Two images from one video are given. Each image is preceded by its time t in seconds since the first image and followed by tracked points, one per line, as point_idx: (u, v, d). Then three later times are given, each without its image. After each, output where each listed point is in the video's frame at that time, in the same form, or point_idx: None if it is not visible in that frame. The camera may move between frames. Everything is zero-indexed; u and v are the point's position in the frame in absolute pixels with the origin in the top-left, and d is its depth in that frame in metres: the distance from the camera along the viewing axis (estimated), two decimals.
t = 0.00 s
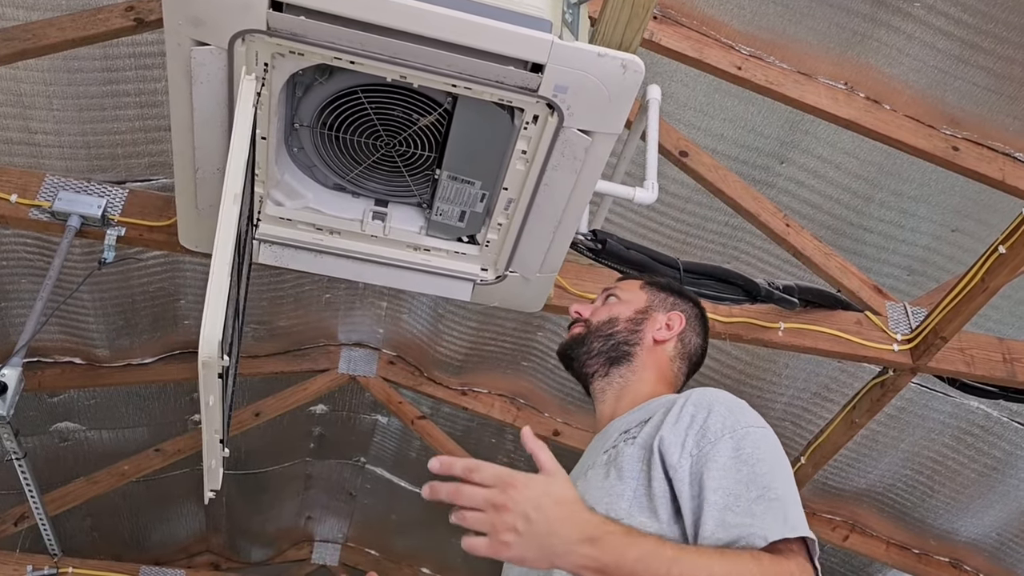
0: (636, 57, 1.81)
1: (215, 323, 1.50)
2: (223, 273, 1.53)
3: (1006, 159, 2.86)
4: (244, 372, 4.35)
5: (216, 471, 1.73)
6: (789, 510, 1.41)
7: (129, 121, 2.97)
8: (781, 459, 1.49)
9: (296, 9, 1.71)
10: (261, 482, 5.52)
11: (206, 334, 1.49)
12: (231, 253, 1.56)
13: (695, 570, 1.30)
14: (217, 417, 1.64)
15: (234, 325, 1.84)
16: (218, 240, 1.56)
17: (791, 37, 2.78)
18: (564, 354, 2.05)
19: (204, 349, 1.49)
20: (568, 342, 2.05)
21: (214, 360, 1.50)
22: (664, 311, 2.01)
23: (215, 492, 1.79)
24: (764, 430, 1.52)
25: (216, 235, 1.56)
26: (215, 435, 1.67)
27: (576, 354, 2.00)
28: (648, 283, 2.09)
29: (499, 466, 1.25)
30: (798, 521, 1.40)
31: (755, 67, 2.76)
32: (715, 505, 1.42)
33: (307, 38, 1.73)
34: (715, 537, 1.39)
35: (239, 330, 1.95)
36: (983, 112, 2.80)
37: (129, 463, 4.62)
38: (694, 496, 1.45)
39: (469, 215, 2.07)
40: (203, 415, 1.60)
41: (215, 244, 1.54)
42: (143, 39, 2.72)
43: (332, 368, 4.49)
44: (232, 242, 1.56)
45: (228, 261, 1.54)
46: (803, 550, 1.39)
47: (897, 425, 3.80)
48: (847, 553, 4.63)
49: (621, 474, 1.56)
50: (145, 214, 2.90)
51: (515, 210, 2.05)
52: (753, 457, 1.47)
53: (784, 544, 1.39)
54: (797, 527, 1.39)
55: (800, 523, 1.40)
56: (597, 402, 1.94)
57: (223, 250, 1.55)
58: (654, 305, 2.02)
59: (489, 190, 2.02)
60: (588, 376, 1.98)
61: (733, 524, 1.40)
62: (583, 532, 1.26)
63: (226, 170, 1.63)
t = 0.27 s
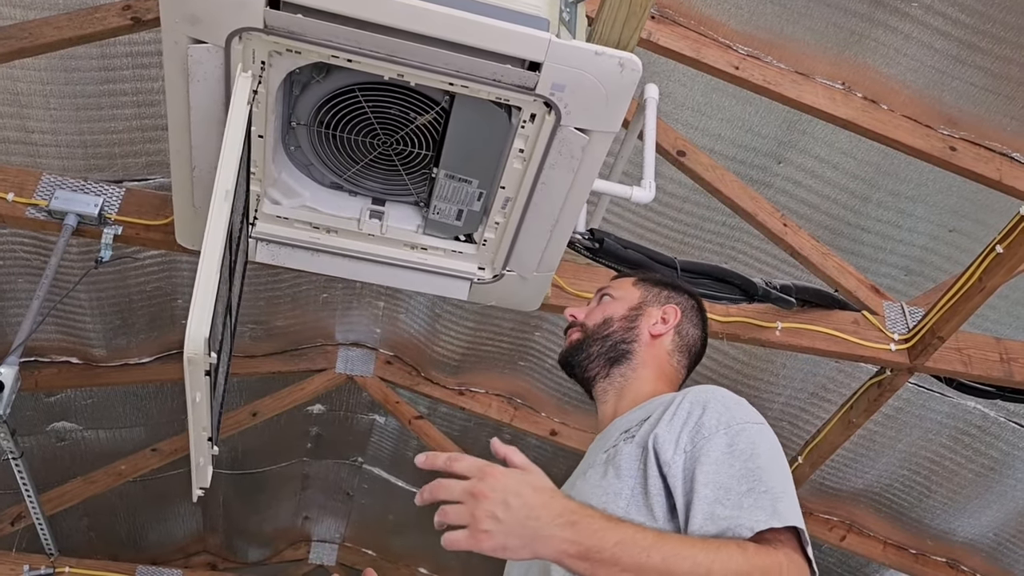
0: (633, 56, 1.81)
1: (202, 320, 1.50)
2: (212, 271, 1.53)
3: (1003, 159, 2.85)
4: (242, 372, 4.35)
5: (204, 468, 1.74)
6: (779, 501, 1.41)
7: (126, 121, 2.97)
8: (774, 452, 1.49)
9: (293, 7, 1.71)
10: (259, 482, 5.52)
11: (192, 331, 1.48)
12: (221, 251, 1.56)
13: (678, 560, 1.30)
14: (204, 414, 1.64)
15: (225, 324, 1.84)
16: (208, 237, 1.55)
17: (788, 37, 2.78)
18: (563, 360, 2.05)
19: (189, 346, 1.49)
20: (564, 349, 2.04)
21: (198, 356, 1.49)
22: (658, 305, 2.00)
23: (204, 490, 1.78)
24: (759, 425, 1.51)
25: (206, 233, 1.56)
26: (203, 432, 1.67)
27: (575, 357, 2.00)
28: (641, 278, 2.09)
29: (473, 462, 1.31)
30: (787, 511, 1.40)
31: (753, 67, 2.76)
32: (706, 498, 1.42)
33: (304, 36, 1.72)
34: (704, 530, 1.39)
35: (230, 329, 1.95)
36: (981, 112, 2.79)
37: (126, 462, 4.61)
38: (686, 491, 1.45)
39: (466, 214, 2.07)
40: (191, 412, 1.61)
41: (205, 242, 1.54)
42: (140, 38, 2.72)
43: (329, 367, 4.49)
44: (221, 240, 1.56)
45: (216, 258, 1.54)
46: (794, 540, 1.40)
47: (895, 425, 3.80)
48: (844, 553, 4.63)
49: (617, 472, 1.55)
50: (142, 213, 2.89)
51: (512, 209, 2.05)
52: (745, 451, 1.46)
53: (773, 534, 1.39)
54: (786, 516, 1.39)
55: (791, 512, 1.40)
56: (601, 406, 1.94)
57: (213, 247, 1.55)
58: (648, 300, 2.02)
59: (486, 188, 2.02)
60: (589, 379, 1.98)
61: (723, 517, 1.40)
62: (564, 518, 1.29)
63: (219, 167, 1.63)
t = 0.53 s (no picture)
0: (628, 59, 1.81)
1: (187, 322, 1.50)
2: (199, 272, 1.53)
3: (999, 161, 2.85)
4: (239, 372, 4.35)
5: (190, 469, 1.73)
6: (770, 507, 1.41)
7: (122, 121, 2.97)
8: (767, 456, 1.49)
9: (288, 10, 1.71)
10: (256, 482, 5.52)
11: (177, 332, 1.48)
12: (209, 253, 1.56)
13: (666, 568, 1.32)
14: (189, 415, 1.64)
15: (215, 325, 1.84)
16: (196, 239, 1.55)
17: (785, 39, 2.78)
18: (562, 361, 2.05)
19: (174, 347, 1.48)
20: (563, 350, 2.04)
21: (183, 357, 1.49)
22: (657, 307, 2.01)
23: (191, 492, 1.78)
24: (753, 428, 1.51)
25: (194, 235, 1.56)
26: (189, 433, 1.67)
27: (575, 360, 2.00)
28: (638, 278, 2.09)
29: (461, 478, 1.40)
30: (779, 516, 1.40)
31: (749, 69, 2.77)
32: (697, 503, 1.42)
33: (300, 38, 1.73)
34: (695, 535, 1.40)
35: (220, 329, 1.95)
36: (977, 114, 2.80)
37: (122, 463, 4.61)
38: (679, 495, 1.46)
39: (461, 216, 2.08)
40: (176, 413, 1.61)
41: (193, 243, 1.55)
42: (137, 39, 2.72)
43: (326, 368, 4.49)
44: (210, 241, 1.56)
45: (203, 260, 1.54)
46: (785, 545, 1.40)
47: (891, 426, 3.81)
48: (841, 553, 4.64)
49: (611, 474, 1.56)
50: (138, 214, 2.90)
51: (507, 211, 2.05)
52: (738, 455, 1.47)
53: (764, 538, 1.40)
54: (778, 522, 1.40)
55: (782, 518, 1.40)
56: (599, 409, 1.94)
57: (201, 248, 1.55)
58: (648, 302, 2.02)
59: (481, 190, 2.02)
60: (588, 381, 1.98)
61: (714, 522, 1.40)
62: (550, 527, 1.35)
63: (209, 168, 1.63)
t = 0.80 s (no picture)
0: (625, 59, 1.81)
1: (188, 321, 1.50)
2: (199, 273, 1.53)
3: (997, 162, 2.86)
4: (236, 372, 4.35)
5: (191, 470, 1.73)
6: (785, 499, 1.38)
7: (120, 121, 2.96)
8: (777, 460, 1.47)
9: (285, 10, 1.71)
10: (253, 481, 5.52)
11: (178, 332, 1.48)
12: (208, 252, 1.56)
13: (689, 538, 1.27)
14: (190, 415, 1.64)
15: (214, 324, 1.84)
16: (195, 239, 1.55)
17: (782, 39, 2.78)
18: (581, 363, 1.90)
19: (175, 347, 1.48)
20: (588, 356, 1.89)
21: (184, 358, 1.49)
22: (673, 318, 1.98)
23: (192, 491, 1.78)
24: (760, 437, 1.50)
25: (194, 235, 1.56)
26: (190, 433, 1.67)
27: (601, 370, 1.88)
28: (655, 284, 2.04)
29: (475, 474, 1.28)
30: (792, 507, 1.37)
31: (747, 69, 2.77)
32: (708, 499, 1.39)
33: (297, 39, 1.73)
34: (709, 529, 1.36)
35: (219, 329, 1.95)
36: (974, 114, 2.80)
37: (120, 462, 4.61)
38: (687, 495, 1.44)
39: (459, 216, 2.07)
40: (177, 413, 1.61)
41: (192, 243, 1.54)
42: (135, 39, 2.72)
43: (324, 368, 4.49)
44: (209, 241, 1.56)
45: (203, 259, 1.54)
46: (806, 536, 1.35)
47: (888, 427, 3.81)
48: (839, 553, 4.64)
49: (619, 479, 1.56)
50: (136, 214, 2.89)
51: (504, 211, 2.05)
52: (748, 456, 1.44)
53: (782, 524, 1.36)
54: (792, 512, 1.36)
55: (796, 511, 1.37)
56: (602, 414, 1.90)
57: (200, 248, 1.55)
58: (665, 313, 1.99)
59: (478, 191, 2.02)
60: (603, 389, 1.89)
61: (727, 516, 1.37)
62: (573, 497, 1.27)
63: (208, 169, 1.63)
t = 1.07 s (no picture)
0: (619, 60, 1.81)
1: (192, 323, 1.49)
2: (202, 274, 1.53)
3: (993, 163, 2.86)
4: (232, 372, 4.34)
5: (194, 471, 1.72)
6: (783, 522, 1.37)
7: (116, 120, 2.96)
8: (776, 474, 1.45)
9: (279, 10, 1.70)
10: (250, 482, 5.51)
11: (183, 335, 1.48)
12: (210, 253, 1.56)
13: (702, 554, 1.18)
14: (194, 417, 1.64)
15: (214, 326, 1.83)
16: (197, 240, 1.55)
17: (779, 40, 2.78)
18: (582, 371, 1.84)
19: (180, 349, 1.48)
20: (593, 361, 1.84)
21: (188, 359, 1.49)
22: (664, 317, 2.01)
23: (194, 493, 1.77)
24: (760, 447, 1.48)
25: (195, 236, 1.55)
26: (193, 435, 1.67)
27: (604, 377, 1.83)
28: (651, 286, 2.03)
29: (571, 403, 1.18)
30: (792, 531, 1.36)
31: (743, 70, 2.76)
32: (710, 512, 1.38)
33: (291, 39, 1.72)
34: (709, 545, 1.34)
35: (218, 330, 1.95)
36: (971, 116, 2.80)
37: (116, 462, 4.60)
38: (686, 505, 1.42)
39: (453, 217, 2.07)
40: (182, 415, 1.60)
41: (194, 245, 1.54)
42: (130, 38, 2.71)
43: (320, 368, 4.49)
44: (211, 243, 1.56)
45: (207, 260, 1.54)
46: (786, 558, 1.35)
47: (885, 428, 3.81)
48: (835, 554, 4.64)
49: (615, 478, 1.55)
50: (131, 213, 2.89)
51: (499, 212, 2.05)
52: (748, 470, 1.42)
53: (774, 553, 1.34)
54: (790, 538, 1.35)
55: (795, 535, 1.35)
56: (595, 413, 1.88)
57: (202, 250, 1.55)
58: (659, 313, 2.01)
59: (473, 191, 2.02)
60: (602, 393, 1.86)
61: (726, 531, 1.35)
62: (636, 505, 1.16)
63: (206, 170, 1.62)
